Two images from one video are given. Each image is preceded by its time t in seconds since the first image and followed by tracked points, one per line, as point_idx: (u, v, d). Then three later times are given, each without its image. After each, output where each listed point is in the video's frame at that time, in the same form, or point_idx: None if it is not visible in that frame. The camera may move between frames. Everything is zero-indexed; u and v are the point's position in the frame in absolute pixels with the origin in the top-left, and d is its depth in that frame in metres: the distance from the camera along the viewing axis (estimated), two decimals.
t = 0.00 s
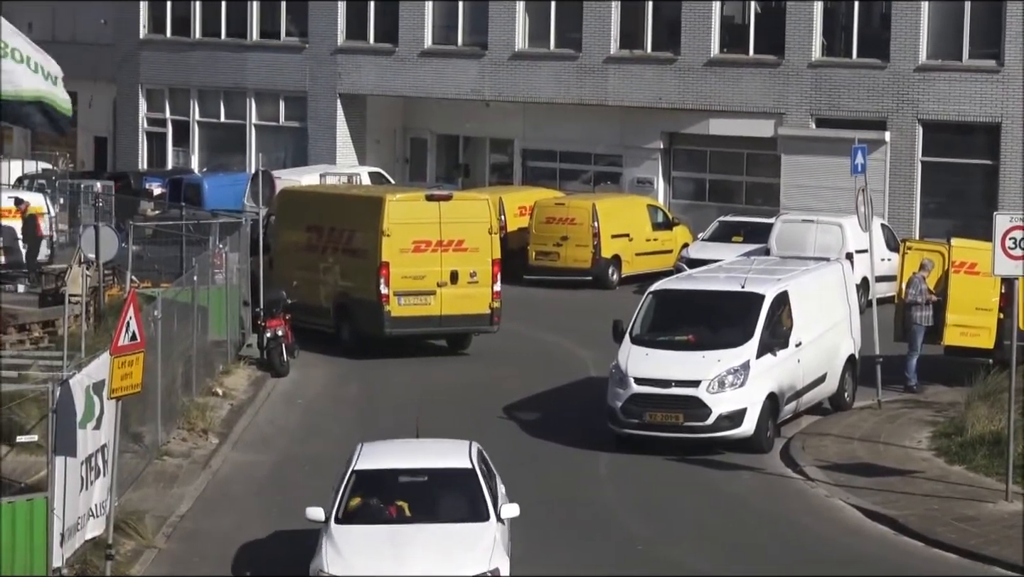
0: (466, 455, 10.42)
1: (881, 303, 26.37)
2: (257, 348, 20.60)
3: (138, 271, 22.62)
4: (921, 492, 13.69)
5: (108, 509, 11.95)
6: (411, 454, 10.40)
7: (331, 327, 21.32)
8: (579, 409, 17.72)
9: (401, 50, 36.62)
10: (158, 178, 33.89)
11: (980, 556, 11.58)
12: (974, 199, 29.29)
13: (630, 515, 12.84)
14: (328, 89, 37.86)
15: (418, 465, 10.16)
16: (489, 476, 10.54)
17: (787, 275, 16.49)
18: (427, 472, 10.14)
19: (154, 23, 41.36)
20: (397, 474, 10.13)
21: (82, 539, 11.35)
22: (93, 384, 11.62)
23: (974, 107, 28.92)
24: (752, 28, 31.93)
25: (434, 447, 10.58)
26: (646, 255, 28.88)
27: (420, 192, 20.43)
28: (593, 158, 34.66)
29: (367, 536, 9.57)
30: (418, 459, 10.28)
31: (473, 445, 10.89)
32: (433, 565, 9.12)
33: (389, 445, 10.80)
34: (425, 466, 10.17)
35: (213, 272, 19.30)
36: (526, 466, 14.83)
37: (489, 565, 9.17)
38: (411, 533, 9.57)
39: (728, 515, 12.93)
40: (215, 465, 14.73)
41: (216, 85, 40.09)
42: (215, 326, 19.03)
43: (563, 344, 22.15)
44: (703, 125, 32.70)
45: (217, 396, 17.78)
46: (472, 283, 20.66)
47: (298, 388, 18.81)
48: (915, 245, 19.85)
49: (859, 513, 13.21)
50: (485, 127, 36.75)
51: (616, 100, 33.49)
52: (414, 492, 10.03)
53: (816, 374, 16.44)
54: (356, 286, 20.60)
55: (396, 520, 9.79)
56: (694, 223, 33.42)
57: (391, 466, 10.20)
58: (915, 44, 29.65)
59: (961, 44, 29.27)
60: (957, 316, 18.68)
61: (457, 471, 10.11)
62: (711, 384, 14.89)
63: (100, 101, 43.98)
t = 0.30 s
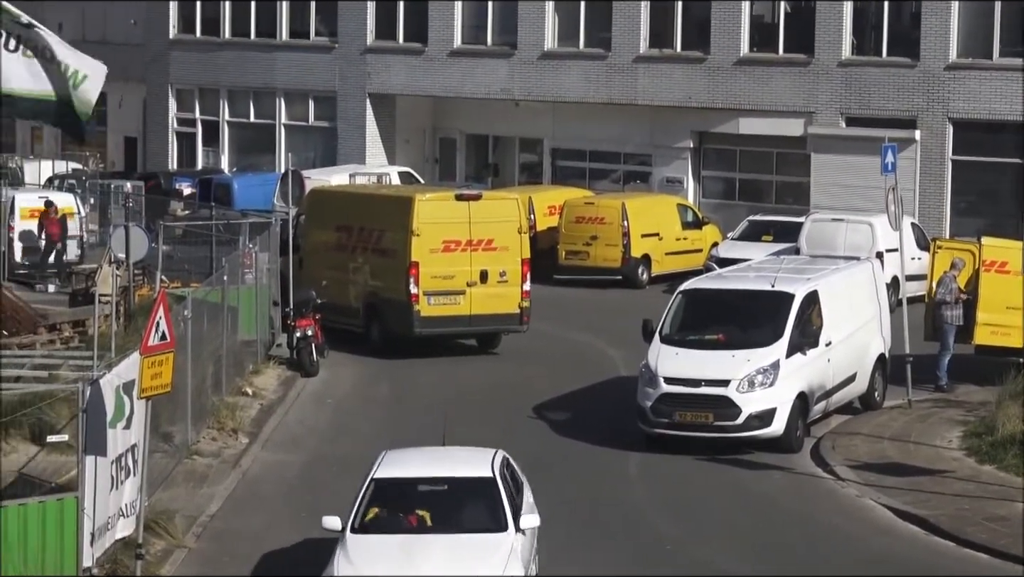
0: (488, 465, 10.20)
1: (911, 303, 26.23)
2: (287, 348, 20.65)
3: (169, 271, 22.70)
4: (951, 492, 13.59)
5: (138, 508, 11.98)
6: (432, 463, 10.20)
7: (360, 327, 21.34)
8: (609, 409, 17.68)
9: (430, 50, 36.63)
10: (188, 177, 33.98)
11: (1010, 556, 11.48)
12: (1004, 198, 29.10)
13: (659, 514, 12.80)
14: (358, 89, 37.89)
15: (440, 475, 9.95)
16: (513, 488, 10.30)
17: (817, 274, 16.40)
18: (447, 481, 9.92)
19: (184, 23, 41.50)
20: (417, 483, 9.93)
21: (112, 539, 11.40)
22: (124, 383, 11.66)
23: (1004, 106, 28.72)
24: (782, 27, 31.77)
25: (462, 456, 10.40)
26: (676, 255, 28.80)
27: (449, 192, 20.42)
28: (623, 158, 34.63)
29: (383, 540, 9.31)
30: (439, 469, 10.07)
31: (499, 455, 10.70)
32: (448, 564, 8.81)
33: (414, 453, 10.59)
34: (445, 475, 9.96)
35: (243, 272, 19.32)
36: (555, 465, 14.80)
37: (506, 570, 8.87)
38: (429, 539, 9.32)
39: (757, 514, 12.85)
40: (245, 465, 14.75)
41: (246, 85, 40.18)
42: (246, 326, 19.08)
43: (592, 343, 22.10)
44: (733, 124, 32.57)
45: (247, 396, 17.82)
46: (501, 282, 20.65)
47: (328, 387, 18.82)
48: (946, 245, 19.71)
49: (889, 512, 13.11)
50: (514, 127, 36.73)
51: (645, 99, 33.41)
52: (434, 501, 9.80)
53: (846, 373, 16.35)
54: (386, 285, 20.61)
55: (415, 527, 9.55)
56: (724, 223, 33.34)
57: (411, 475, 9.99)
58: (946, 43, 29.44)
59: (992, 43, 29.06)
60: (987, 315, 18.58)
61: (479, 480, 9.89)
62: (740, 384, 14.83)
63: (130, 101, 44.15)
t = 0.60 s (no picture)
0: (502, 472, 10.04)
1: (932, 301, 26.11)
2: (308, 350, 20.68)
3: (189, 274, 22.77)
4: (973, 491, 13.52)
5: (159, 510, 12.02)
6: (447, 470, 10.06)
7: (381, 328, 21.35)
8: (629, 409, 17.66)
9: (449, 51, 36.65)
10: (207, 180, 34.07)
11: None
12: None
13: (680, 513, 12.77)
14: (377, 91, 37.93)
15: (453, 481, 9.81)
16: (528, 494, 10.14)
17: (838, 274, 16.34)
18: (461, 488, 9.77)
19: (204, 26, 41.60)
20: (430, 489, 9.79)
21: (134, 540, 11.44)
22: (144, 386, 11.70)
23: None
24: (801, 26, 31.68)
25: (477, 463, 10.26)
26: (696, 255, 28.74)
27: (469, 193, 20.43)
28: (642, 158, 34.60)
29: (393, 549, 9.19)
30: (452, 475, 9.92)
31: (517, 460, 10.53)
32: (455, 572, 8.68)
33: (429, 460, 10.49)
34: (458, 482, 9.81)
35: (263, 274, 19.35)
36: (576, 465, 14.77)
37: None
38: (439, 547, 9.19)
39: (778, 514, 12.79)
40: (266, 467, 14.78)
41: (265, 87, 40.26)
42: (266, 328, 19.12)
43: (612, 344, 22.07)
44: (752, 124, 32.49)
45: (268, 398, 17.86)
46: (522, 283, 20.64)
47: (349, 389, 18.85)
48: (966, 242, 19.65)
49: (910, 511, 13.04)
50: (534, 128, 36.73)
51: (664, 99, 33.35)
52: (446, 507, 9.66)
53: (867, 372, 16.28)
54: (406, 286, 20.62)
55: (427, 535, 9.42)
56: (744, 222, 33.27)
57: (424, 481, 9.86)
58: (966, 40, 29.22)
59: (1012, 40, 28.90)
60: (1007, 313, 18.48)
61: (492, 488, 9.74)
62: (761, 383, 14.78)
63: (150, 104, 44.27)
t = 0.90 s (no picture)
0: (519, 480, 10.00)
1: (956, 305, 25.98)
2: (331, 353, 20.72)
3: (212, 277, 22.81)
4: (997, 495, 13.43)
5: (182, 513, 12.04)
6: (463, 478, 10.04)
7: (404, 331, 21.36)
8: (652, 413, 17.61)
9: (472, 54, 36.64)
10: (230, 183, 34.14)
11: None
12: None
13: (704, 517, 12.73)
14: (400, 94, 37.94)
15: (468, 489, 9.78)
16: (545, 502, 10.08)
17: (861, 277, 16.27)
18: (476, 496, 9.75)
19: (227, 29, 41.66)
20: (445, 497, 9.78)
21: (156, 543, 11.46)
22: (168, 389, 11.72)
23: None
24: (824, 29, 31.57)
25: (495, 470, 10.24)
26: (719, 258, 28.66)
27: (492, 196, 20.42)
28: (666, 161, 34.57)
29: (405, 556, 9.18)
30: (468, 484, 9.91)
31: (536, 468, 10.49)
32: None
33: (448, 468, 10.46)
34: (473, 490, 9.79)
35: (287, 277, 19.37)
36: (598, 469, 14.75)
37: None
38: (451, 553, 9.16)
39: (801, 518, 12.73)
40: (289, 470, 14.78)
41: (289, 90, 40.32)
42: (289, 331, 19.15)
43: (634, 347, 22.03)
44: (775, 127, 32.40)
45: (290, 401, 17.88)
46: (544, 286, 20.61)
47: (371, 392, 18.85)
48: (991, 246, 19.68)
49: (934, 515, 12.95)
50: (557, 131, 36.71)
51: (687, 102, 33.29)
52: (461, 515, 9.65)
53: (891, 376, 16.19)
54: (429, 290, 20.62)
55: (440, 542, 9.40)
56: (767, 225, 33.18)
57: (440, 489, 9.86)
58: (990, 43, 29.10)
59: None
60: None
61: (506, 496, 9.70)
62: (785, 387, 14.71)
63: (173, 107, 44.35)
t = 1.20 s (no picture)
0: (528, 487, 9.91)
1: (972, 309, 25.91)
2: (348, 358, 20.73)
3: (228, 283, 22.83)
4: (1016, 498, 13.35)
5: (200, 520, 12.05)
6: (473, 487, 9.96)
7: (420, 337, 21.36)
8: (669, 417, 17.57)
9: (488, 60, 36.65)
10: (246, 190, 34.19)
11: None
12: None
13: (721, 521, 12.70)
14: (416, 100, 37.96)
15: (476, 498, 9.70)
16: (557, 510, 10.00)
17: (878, 281, 16.21)
18: (484, 504, 9.68)
19: (243, 35, 41.63)
20: (453, 506, 9.70)
21: (174, 549, 11.47)
22: (185, 395, 11.75)
23: None
24: (840, 33, 31.50)
25: (505, 479, 10.15)
26: (736, 262, 28.61)
27: (508, 201, 20.42)
28: (681, 165, 34.52)
29: (413, 569, 9.13)
30: (477, 492, 9.82)
31: (548, 476, 10.40)
32: None
33: (458, 476, 10.40)
34: (481, 499, 9.71)
35: (304, 284, 19.38)
36: (615, 473, 14.73)
37: None
38: (459, 567, 9.10)
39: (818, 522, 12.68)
40: (306, 476, 14.78)
41: (305, 97, 40.37)
42: (306, 337, 19.17)
43: (651, 352, 22.01)
44: (791, 131, 32.34)
45: (308, 407, 17.90)
46: (561, 291, 20.60)
47: (388, 398, 18.85)
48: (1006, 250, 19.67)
49: (952, 519, 12.89)
50: (573, 137, 36.71)
51: (704, 107, 33.27)
52: (470, 525, 9.57)
53: (907, 380, 16.13)
54: (445, 295, 20.62)
55: (449, 554, 9.33)
56: (783, 230, 33.11)
57: (448, 497, 9.77)
58: (1006, 47, 29.07)
59: None
60: None
61: (516, 505, 9.62)
62: (801, 391, 14.67)
63: (189, 113, 44.41)
